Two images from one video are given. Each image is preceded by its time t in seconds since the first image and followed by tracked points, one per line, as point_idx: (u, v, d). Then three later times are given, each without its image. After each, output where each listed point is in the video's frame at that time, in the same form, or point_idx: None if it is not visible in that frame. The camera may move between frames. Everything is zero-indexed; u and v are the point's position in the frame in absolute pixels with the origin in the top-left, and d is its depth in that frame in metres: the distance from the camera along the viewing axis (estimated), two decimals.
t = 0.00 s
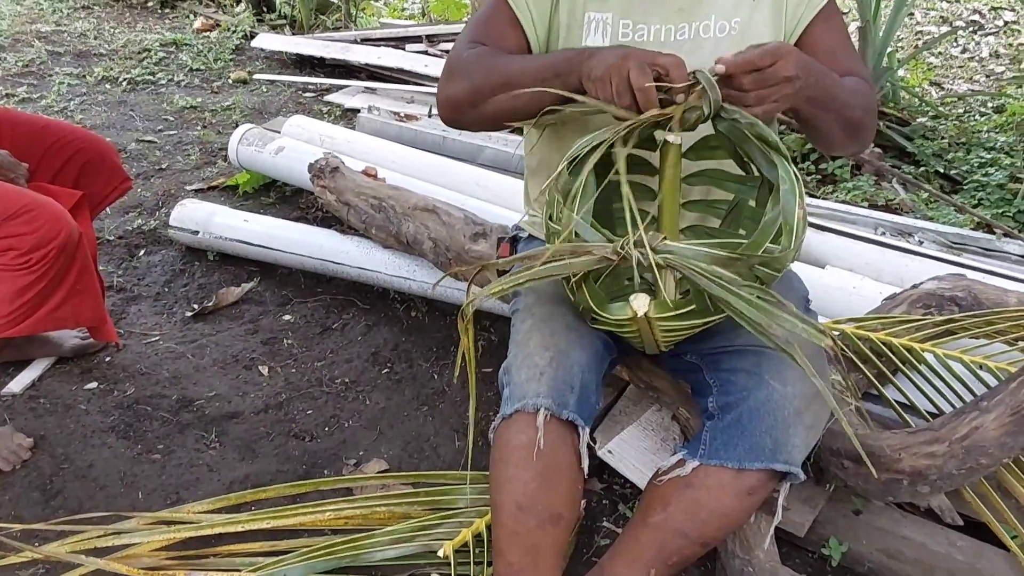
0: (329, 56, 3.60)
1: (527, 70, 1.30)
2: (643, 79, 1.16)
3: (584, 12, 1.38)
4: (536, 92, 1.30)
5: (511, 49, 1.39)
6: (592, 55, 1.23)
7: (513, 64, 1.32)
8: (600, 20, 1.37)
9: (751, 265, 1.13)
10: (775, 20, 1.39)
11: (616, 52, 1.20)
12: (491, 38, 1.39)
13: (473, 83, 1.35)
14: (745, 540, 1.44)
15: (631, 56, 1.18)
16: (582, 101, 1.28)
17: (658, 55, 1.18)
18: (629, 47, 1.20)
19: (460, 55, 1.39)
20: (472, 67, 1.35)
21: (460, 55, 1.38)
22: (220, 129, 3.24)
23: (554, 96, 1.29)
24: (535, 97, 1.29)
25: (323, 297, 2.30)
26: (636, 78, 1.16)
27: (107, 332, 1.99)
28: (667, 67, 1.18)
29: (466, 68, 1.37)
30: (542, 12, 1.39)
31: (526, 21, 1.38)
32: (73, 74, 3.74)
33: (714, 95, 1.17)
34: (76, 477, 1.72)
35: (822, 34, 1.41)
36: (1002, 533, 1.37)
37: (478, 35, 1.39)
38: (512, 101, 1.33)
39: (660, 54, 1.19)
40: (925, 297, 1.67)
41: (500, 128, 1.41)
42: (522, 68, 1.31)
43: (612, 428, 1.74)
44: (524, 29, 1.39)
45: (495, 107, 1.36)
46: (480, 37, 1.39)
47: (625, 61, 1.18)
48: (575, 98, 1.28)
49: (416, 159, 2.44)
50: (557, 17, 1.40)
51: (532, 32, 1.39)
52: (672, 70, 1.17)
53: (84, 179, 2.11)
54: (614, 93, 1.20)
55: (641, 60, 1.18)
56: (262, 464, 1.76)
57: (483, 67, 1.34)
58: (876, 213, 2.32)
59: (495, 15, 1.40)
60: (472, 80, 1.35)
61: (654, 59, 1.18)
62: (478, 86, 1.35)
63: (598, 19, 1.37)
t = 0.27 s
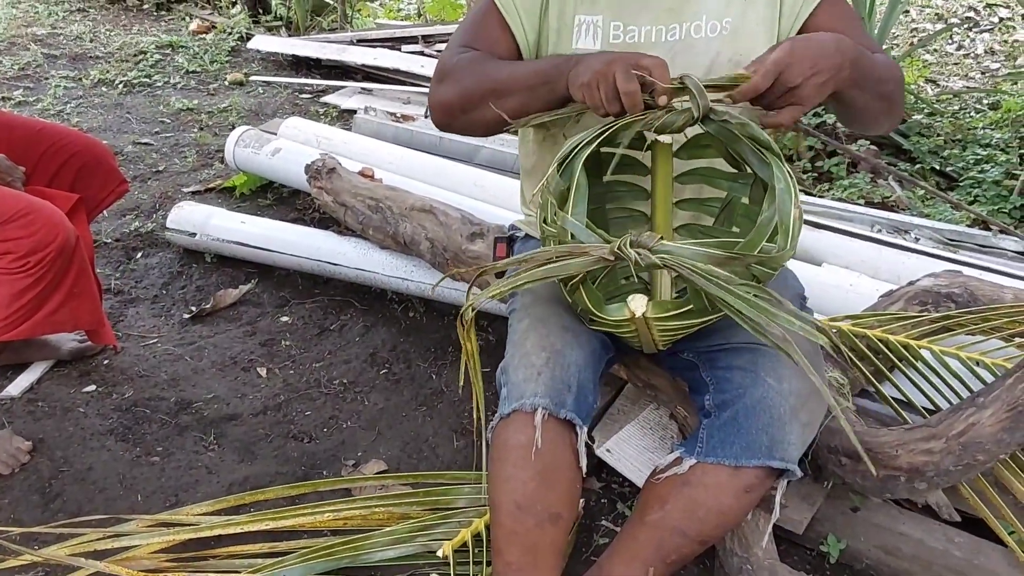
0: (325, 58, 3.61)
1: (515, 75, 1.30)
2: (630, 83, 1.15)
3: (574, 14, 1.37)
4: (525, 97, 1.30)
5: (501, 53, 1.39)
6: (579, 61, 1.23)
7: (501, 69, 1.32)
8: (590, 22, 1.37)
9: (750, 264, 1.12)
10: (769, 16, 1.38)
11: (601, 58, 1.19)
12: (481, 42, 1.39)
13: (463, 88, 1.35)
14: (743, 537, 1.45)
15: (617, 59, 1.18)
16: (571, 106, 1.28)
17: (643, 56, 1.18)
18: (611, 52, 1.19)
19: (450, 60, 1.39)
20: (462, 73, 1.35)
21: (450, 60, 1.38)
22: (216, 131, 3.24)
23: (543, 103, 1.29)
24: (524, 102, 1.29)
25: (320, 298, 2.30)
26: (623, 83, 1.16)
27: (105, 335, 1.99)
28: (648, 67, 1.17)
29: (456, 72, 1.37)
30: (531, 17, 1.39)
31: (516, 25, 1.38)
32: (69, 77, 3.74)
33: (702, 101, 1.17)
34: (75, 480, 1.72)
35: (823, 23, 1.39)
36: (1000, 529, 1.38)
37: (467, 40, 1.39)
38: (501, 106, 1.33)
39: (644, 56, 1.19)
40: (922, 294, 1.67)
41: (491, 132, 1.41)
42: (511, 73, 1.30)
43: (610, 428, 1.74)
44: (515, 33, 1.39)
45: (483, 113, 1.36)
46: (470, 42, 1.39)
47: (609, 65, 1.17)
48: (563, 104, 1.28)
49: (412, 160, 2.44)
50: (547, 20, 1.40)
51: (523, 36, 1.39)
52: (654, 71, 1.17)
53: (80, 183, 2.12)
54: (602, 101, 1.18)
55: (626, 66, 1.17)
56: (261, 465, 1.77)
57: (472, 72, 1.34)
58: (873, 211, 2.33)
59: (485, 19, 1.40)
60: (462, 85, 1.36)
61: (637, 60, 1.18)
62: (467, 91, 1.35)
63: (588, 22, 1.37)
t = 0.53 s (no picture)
0: (324, 61, 3.61)
1: (506, 77, 1.30)
2: (636, 85, 1.15)
3: (572, 19, 1.39)
4: (515, 99, 1.30)
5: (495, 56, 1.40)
6: (570, 65, 1.23)
7: (491, 71, 1.32)
8: (588, 27, 1.38)
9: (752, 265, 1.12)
10: (770, 15, 1.38)
11: (599, 61, 1.19)
12: (475, 44, 1.40)
13: (454, 88, 1.36)
14: (745, 536, 1.45)
15: (615, 61, 1.17)
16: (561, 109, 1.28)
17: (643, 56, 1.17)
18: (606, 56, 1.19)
19: (443, 59, 1.39)
20: (453, 73, 1.36)
21: (443, 59, 1.38)
22: (216, 134, 3.25)
23: (533, 104, 1.29)
24: (513, 105, 1.29)
25: (321, 301, 2.30)
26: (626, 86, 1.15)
27: (106, 339, 2.00)
28: (648, 71, 1.16)
29: (448, 72, 1.37)
30: (528, 23, 1.40)
31: (512, 32, 1.39)
32: (68, 81, 3.75)
33: (708, 102, 1.16)
34: (78, 483, 1.73)
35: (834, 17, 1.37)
36: (1000, 526, 1.38)
37: (462, 41, 1.40)
38: (491, 108, 1.33)
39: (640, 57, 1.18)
40: (921, 293, 1.68)
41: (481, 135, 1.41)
42: (502, 76, 1.31)
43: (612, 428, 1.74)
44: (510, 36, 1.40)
45: (475, 115, 1.36)
46: (464, 43, 1.40)
47: (614, 66, 1.17)
48: (552, 107, 1.28)
49: (412, 163, 2.44)
50: (545, 26, 1.41)
51: (518, 41, 1.40)
52: (654, 75, 1.15)
53: (82, 188, 2.12)
54: (607, 105, 1.18)
55: (628, 68, 1.16)
56: (264, 468, 1.77)
57: (465, 73, 1.35)
58: (871, 210, 2.33)
59: (479, 21, 1.40)
60: (453, 85, 1.36)
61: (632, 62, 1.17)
62: (457, 92, 1.35)
63: (585, 27, 1.38)
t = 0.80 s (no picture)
0: (323, 63, 3.62)
1: (505, 78, 1.32)
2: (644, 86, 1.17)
3: (573, 20, 1.38)
4: (515, 98, 1.32)
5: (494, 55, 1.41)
6: (570, 68, 1.25)
7: (489, 72, 1.34)
8: (589, 29, 1.38)
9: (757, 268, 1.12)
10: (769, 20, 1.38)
11: (603, 65, 1.21)
12: (474, 42, 1.41)
13: (452, 87, 1.37)
14: (746, 535, 1.45)
15: (621, 65, 1.19)
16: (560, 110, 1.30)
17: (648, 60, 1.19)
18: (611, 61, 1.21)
19: (441, 58, 1.41)
20: (452, 72, 1.37)
21: (441, 57, 1.40)
22: (216, 137, 3.25)
23: (532, 105, 1.31)
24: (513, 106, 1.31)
25: (322, 303, 2.31)
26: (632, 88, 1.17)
27: (108, 342, 2.01)
28: (658, 73, 1.18)
29: (446, 70, 1.39)
30: (527, 23, 1.41)
31: (512, 34, 1.40)
32: (67, 85, 3.75)
33: (711, 103, 1.18)
34: (81, 487, 1.73)
35: (824, 24, 1.39)
36: (1001, 525, 1.39)
37: (461, 40, 1.41)
38: (488, 107, 1.35)
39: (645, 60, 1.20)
40: (921, 293, 1.68)
41: (478, 134, 1.42)
42: (500, 77, 1.32)
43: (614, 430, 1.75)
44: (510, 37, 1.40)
45: (472, 114, 1.37)
46: (462, 41, 1.41)
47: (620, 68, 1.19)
48: (551, 108, 1.31)
49: (411, 165, 2.45)
50: (547, 28, 1.41)
51: (517, 42, 1.41)
52: (663, 77, 1.17)
53: (82, 192, 2.13)
54: (612, 108, 1.20)
55: (634, 71, 1.18)
56: (265, 470, 1.77)
57: (463, 72, 1.36)
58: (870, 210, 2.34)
59: (478, 20, 1.41)
60: (451, 83, 1.37)
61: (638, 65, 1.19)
62: (455, 91, 1.37)
63: (587, 28, 1.38)
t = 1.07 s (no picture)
0: (322, 64, 3.62)
1: (503, 74, 1.31)
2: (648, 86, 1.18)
3: (574, 22, 1.38)
4: (512, 94, 1.31)
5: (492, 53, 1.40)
6: (569, 64, 1.25)
7: (487, 68, 1.33)
8: (591, 31, 1.38)
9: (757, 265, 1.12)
10: (770, 22, 1.39)
11: (605, 66, 1.21)
12: (472, 39, 1.40)
13: (449, 82, 1.36)
14: (747, 535, 1.45)
15: (623, 66, 1.19)
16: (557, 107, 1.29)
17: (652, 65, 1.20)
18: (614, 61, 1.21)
19: (438, 53, 1.40)
20: (449, 66, 1.36)
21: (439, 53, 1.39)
22: (215, 139, 3.25)
23: (529, 100, 1.31)
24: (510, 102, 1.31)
25: (322, 304, 2.31)
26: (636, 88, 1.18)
27: (109, 345, 2.01)
28: (659, 77, 1.18)
29: (443, 65, 1.38)
30: (528, 24, 1.41)
31: (511, 33, 1.40)
32: (66, 87, 3.75)
33: (713, 106, 1.18)
34: (82, 489, 1.73)
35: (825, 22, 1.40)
36: (1002, 524, 1.39)
37: (458, 36, 1.41)
38: (485, 102, 1.34)
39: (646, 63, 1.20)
40: (921, 292, 1.69)
41: (471, 130, 1.42)
42: (498, 73, 1.32)
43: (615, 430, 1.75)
44: (508, 36, 1.40)
45: (467, 109, 1.37)
46: (460, 37, 1.40)
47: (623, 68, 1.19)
48: (547, 103, 1.30)
49: (411, 166, 2.45)
50: (548, 29, 1.41)
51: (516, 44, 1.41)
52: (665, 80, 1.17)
53: (81, 195, 2.13)
54: (615, 110, 1.20)
55: (637, 73, 1.18)
56: (267, 472, 1.77)
57: (460, 67, 1.35)
58: (870, 209, 2.34)
59: (477, 18, 1.41)
60: (448, 79, 1.36)
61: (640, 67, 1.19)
62: (452, 86, 1.36)
63: (589, 30, 1.38)
